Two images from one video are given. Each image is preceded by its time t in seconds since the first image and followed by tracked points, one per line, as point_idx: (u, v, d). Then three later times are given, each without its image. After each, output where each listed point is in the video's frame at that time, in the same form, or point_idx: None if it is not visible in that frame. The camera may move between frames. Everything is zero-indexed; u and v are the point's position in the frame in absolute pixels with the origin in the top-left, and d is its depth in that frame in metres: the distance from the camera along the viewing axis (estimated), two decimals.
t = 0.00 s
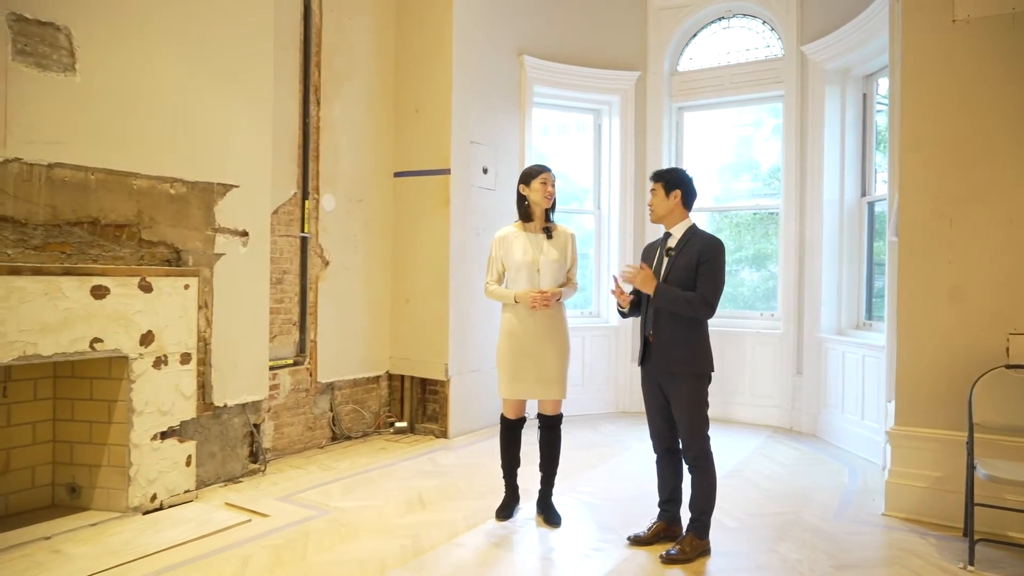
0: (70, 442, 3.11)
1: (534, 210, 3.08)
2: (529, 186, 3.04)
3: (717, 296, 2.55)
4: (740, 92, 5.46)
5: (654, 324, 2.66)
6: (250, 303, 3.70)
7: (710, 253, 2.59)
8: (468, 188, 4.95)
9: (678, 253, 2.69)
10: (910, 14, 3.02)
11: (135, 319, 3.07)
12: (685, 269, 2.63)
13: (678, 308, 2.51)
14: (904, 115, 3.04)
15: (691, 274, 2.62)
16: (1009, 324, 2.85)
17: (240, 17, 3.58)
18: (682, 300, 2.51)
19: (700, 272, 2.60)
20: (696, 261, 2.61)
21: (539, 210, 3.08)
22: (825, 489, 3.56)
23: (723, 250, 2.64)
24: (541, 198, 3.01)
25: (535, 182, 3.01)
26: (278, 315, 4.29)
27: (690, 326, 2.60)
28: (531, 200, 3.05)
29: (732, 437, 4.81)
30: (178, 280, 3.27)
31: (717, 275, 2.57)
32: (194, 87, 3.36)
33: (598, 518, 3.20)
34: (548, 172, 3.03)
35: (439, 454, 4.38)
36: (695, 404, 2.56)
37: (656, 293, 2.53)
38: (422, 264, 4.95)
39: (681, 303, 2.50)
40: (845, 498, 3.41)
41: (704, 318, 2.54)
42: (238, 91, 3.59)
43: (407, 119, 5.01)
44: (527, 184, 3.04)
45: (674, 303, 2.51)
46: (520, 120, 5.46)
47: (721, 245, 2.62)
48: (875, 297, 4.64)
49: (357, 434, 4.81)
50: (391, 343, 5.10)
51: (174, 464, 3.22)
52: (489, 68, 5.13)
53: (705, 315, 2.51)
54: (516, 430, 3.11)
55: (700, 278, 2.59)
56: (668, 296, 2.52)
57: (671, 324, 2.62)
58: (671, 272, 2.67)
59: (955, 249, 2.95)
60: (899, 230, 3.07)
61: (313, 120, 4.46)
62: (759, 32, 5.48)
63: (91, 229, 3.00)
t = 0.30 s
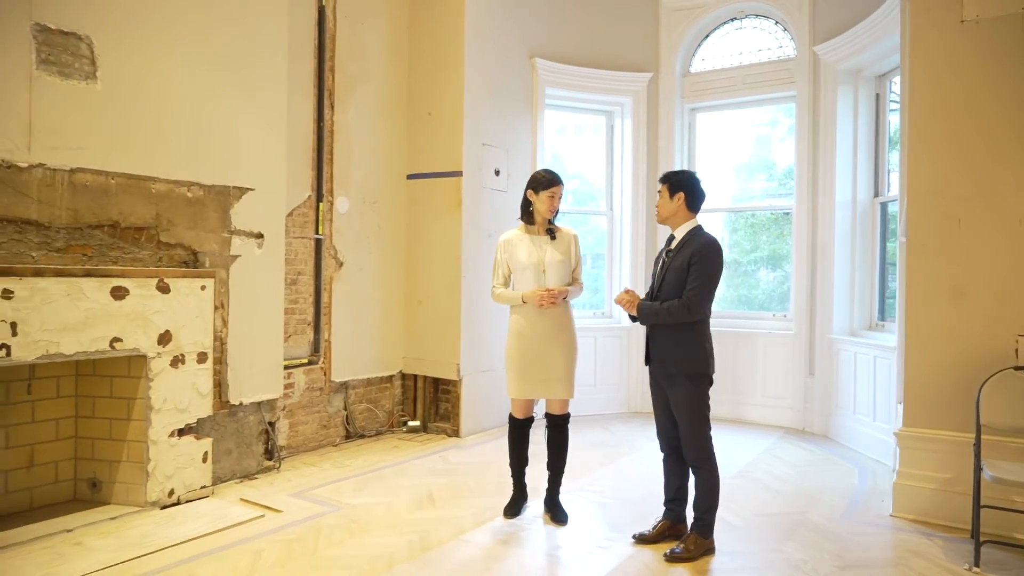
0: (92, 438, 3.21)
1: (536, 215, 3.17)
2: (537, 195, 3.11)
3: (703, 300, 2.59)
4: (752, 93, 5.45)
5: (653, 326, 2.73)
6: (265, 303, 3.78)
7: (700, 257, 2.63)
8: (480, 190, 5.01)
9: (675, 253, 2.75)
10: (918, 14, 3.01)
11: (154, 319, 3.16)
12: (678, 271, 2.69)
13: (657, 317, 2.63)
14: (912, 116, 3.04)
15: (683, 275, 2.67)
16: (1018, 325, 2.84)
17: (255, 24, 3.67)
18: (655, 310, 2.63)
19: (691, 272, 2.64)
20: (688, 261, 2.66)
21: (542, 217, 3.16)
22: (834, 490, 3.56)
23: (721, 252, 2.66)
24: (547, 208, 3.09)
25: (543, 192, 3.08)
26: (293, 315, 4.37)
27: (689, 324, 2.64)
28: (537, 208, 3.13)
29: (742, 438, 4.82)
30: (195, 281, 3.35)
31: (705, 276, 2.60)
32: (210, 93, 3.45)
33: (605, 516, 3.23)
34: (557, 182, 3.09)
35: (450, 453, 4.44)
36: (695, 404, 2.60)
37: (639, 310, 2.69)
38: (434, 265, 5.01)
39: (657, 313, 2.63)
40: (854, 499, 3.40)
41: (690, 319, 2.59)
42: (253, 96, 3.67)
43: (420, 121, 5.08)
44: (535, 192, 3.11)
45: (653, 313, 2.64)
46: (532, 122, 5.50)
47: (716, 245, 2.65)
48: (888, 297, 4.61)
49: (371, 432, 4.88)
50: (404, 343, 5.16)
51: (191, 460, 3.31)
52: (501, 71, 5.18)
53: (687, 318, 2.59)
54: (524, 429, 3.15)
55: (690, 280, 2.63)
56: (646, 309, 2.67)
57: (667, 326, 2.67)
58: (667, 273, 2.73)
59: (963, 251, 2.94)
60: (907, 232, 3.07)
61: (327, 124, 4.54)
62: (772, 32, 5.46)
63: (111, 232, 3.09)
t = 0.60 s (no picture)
0: (111, 433, 3.31)
1: (546, 214, 3.21)
2: (545, 194, 3.15)
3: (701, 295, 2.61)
4: (765, 92, 5.44)
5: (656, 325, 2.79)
6: (279, 303, 3.86)
7: (698, 254, 2.67)
8: (492, 191, 5.05)
9: (678, 251, 2.79)
10: (927, 13, 3.00)
11: (171, 318, 3.25)
12: (677, 269, 2.74)
13: (652, 314, 2.70)
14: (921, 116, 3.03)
15: (683, 273, 2.71)
16: None
17: (269, 29, 3.74)
18: (653, 306, 2.69)
19: (688, 270, 2.68)
20: (687, 260, 2.70)
21: (551, 216, 3.20)
22: (843, 490, 3.55)
23: (722, 249, 2.70)
24: (556, 206, 3.13)
25: (550, 191, 3.12)
26: (307, 314, 4.45)
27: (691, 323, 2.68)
28: (545, 207, 3.17)
29: (754, 437, 4.81)
30: (210, 280, 3.44)
31: (701, 274, 2.63)
32: (226, 98, 3.54)
33: (612, 514, 3.26)
34: (563, 182, 3.13)
35: (461, 451, 4.49)
36: (697, 403, 2.64)
37: (639, 304, 2.77)
38: (446, 265, 5.07)
39: (653, 309, 2.69)
40: (862, 499, 3.39)
41: (685, 317, 2.63)
42: (268, 100, 3.75)
43: (432, 123, 5.13)
44: (543, 191, 3.15)
45: (649, 310, 2.70)
46: (544, 123, 5.53)
47: (716, 244, 2.69)
48: (901, 298, 4.58)
49: (383, 430, 4.95)
50: (417, 342, 5.22)
51: (207, 456, 3.39)
52: (512, 73, 5.22)
53: (682, 316, 2.62)
54: (531, 426, 3.19)
55: (687, 277, 2.67)
56: (644, 304, 2.73)
57: (668, 325, 2.72)
58: (669, 271, 2.79)
59: (972, 250, 2.93)
60: (915, 232, 3.06)
61: (341, 126, 4.62)
62: (785, 31, 5.44)
63: (130, 233, 3.18)
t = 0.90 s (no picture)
0: (133, 429, 3.41)
1: (554, 215, 3.25)
2: (553, 195, 3.19)
3: (697, 288, 2.64)
4: (779, 91, 5.42)
5: (660, 321, 2.83)
6: (294, 302, 3.95)
7: (699, 249, 2.71)
8: (505, 192, 5.10)
9: (682, 249, 2.83)
10: (936, 11, 2.98)
11: (188, 317, 3.34)
12: (680, 264, 2.77)
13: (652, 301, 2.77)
14: (931, 115, 3.01)
15: (684, 267, 2.75)
16: None
17: (285, 34, 3.82)
18: (653, 294, 2.77)
19: (689, 264, 2.72)
20: (689, 255, 2.74)
21: (559, 216, 3.24)
22: (854, 490, 3.54)
23: (722, 246, 2.73)
24: (564, 207, 3.16)
25: (559, 192, 3.15)
26: (322, 313, 4.53)
27: (693, 319, 2.70)
28: (553, 207, 3.21)
29: (767, 437, 4.79)
30: (227, 280, 3.52)
31: (701, 269, 2.66)
32: (242, 102, 3.62)
33: (620, 512, 3.29)
34: (572, 182, 3.17)
35: (473, 448, 4.54)
36: (701, 400, 2.66)
37: (646, 280, 2.83)
38: (460, 265, 5.12)
39: (652, 297, 2.77)
40: (873, 500, 3.38)
41: (683, 310, 2.67)
42: (283, 104, 3.83)
43: (446, 124, 5.19)
44: (551, 192, 3.19)
45: (649, 296, 2.78)
46: (558, 124, 5.57)
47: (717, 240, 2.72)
48: (917, 298, 4.54)
49: (398, 428, 5.02)
50: (431, 341, 5.28)
51: (224, 451, 3.48)
52: (525, 74, 5.26)
53: (680, 309, 2.67)
54: (540, 424, 3.23)
55: (687, 272, 2.71)
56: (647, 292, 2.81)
57: (671, 320, 2.76)
58: (673, 266, 2.83)
59: (983, 250, 2.91)
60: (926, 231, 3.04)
61: (355, 129, 4.70)
62: (800, 30, 5.42)
63: (149, 234, 3.28)
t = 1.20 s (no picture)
0: (156, 424, 3.52)
1: (565, 216, 3.29)
2: (563, 196, 3.22)
3: (703, 288, 2.67)
4: (795, 91, 5.39)
5: (669, 320, 2.85)
6: (311, 302, 4.03)
7: (707, 249, 2.73)
8: (520, 193, 5.14)
9: (690, 250, 2.85)
10: (948, 10, 2.97)
11: (208, 316, 3.44)
12: (688, 264, 2.80)
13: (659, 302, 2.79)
14: (944, 114, 3.00)
15: (691, 267, 2.77)
16: None
17: (302, 39, 3.91)
18: (660, 295, 2.79)
19: (696, 264, 2.74)
20: (697, 255, 2.76)
21: (569, 217, 3.28)
22: (866, 491, 3.52)
23: (730, 246, 2.75)
24: (574, 208, 3.19)
25: (570, 192, 3.19)
26: (340, 313, 4.62)
27: (700, 319, 2.73)
28: (564, 208, 3.24)
29: (781, 438, 4.77)
30: (246, 280, 3.61)
31: (708, 269, 2.68)
32: (261, 106, 3.71)
33: (631, 510, 3.32)
34: (582, 183, 3.20)
35: (488, 446, 4.60)
36: (708, 399, 2.68)
37: (654, 283, 2.86)
38: (476, 265, 5.17)
39: (660, 298, 2.79)
40: (885, 500, 3.37)
41: (690, 310, 2.70)
42: (300, 107, 3.92)
43: (462, 126, 5.25)
44: (562, 193, 3.22)
45: (657, 297, 2.80)
46: (573, 125, 5.60)
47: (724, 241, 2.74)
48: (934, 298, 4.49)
49: (414, 426, 5.09)
50: (447, 340, 5.34)
51: (242, 447, 3.57)
52: (540, 76, 5.30)
53: (686, 308, 2.69)
54: (551, 422, 3.27)
55: (694, 272, 2.73)
56: (654, 293, 2.83)
57: (679, 320, 2.78)
58: (681, 266, 2.86)
59: (995, 250, 2.89)
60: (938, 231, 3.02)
61: (372, 132, 4.78)
62: (816, 29, 5.38)
63: (171, 235, 3.38)
